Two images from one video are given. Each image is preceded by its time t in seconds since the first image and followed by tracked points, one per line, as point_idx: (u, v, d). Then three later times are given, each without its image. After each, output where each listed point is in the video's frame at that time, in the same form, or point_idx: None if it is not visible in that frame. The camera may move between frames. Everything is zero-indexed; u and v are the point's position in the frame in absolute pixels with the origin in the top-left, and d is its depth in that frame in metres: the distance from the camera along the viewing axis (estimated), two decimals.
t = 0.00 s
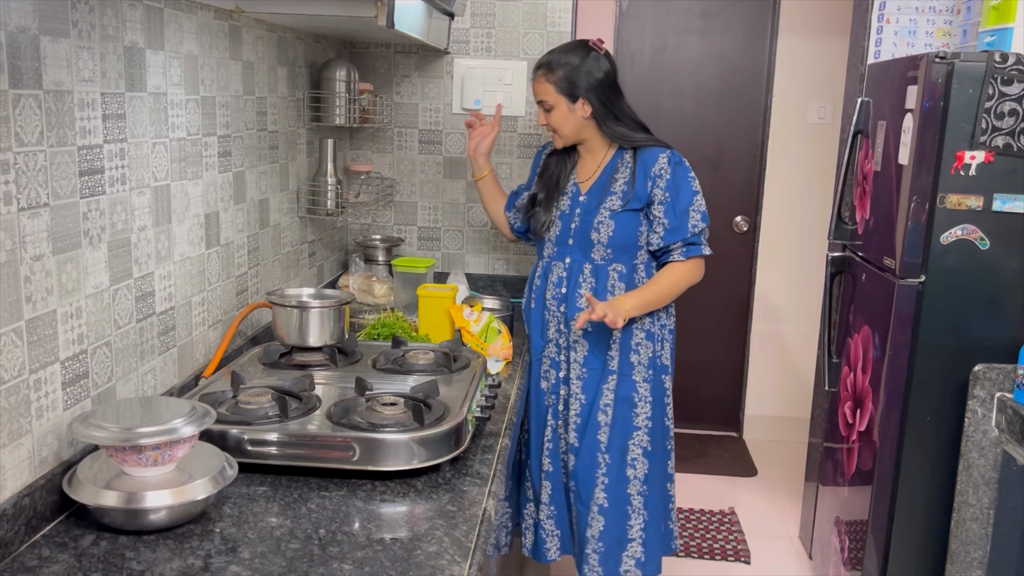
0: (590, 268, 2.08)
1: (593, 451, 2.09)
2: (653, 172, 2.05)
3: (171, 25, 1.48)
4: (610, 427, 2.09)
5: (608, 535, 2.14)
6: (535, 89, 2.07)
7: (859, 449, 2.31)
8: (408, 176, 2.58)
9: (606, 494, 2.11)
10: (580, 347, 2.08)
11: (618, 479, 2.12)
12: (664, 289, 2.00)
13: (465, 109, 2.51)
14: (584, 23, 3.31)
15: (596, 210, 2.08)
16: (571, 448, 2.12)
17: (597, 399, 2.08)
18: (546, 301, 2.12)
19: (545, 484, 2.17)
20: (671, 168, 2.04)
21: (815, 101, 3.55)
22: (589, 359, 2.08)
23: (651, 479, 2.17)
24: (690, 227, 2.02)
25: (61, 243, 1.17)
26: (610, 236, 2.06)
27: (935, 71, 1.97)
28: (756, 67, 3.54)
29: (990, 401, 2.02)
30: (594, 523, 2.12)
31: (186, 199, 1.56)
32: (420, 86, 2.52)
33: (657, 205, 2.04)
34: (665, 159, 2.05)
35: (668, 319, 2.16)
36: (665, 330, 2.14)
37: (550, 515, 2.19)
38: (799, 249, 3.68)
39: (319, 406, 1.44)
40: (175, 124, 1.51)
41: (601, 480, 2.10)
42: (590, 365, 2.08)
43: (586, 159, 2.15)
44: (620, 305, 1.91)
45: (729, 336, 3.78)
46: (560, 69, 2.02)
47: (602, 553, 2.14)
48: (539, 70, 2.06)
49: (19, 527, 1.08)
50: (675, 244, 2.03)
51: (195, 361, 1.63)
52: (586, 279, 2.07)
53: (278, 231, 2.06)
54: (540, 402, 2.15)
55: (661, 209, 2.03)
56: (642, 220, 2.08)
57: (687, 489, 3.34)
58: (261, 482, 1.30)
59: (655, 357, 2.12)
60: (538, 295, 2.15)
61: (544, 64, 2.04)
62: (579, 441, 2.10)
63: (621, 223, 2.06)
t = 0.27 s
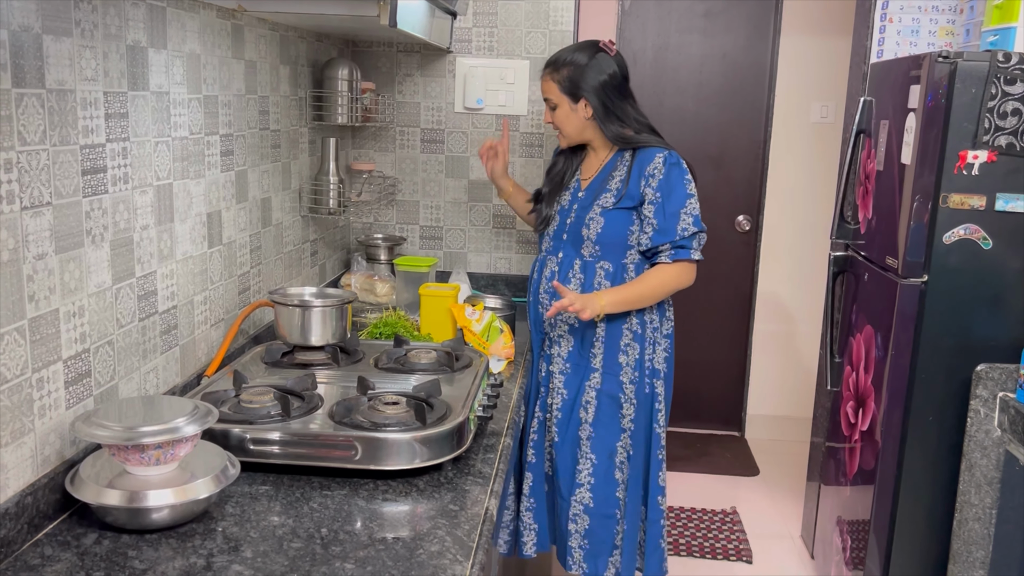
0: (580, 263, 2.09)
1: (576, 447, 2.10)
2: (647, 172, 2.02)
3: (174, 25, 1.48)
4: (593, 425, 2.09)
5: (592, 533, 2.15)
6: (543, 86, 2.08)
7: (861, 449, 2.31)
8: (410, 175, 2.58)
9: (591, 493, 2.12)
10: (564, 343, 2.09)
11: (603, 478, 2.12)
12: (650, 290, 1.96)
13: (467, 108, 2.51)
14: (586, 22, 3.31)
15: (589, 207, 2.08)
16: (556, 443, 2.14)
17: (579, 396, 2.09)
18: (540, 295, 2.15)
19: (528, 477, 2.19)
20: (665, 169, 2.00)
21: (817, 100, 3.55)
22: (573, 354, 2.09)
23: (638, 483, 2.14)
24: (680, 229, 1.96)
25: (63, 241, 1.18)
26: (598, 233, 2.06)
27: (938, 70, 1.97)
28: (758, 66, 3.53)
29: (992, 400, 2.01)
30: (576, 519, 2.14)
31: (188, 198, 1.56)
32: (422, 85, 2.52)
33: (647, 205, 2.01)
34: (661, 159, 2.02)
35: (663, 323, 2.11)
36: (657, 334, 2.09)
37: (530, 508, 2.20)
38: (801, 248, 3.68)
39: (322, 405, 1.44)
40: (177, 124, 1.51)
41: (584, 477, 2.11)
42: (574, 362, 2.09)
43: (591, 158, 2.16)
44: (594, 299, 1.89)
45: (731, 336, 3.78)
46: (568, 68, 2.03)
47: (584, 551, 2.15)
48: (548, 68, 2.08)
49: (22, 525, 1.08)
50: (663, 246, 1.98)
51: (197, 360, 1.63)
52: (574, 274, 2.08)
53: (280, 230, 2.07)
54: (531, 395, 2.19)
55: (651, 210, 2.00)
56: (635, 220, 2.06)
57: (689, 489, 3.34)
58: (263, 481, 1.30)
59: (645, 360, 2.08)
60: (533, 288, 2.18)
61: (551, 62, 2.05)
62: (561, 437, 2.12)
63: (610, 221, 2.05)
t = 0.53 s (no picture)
0: (573, 261, 2.10)
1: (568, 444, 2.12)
2: (640, 170, 2.02)
3: (175, 23, 1.48)
4: (585, 423, 2.10)
5: (585, 530, 2.16)
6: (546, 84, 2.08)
7: (862, 448, 2.31)
8: (411, 174, 2.58)
9: (583, 490, 2.13)
10: (557, 339, 2.11)
11: (595, 477, 2.12)
12: (641, 290, 1.95)
13: (469, 106, 2.51)
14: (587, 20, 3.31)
15: (583, 205, 2.08)
16: (550, 439, 2.16)
17: (570, 392, 2.10)
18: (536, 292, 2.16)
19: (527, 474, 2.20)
20: (658, 167, 2.00)
21: (819, 99, 3.54)
22: (565, 351, 2.11)
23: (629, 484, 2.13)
24: (671, 229, 1.95)
25: (65, 240, 1.18)
26: (591, 230, 2.06)
27: (940, 69, 1.97)
28: (760, 65, 3.53)
29: (994, 400, 2.01)
30: (570, 515, 2.16)
31: (190, 197, 1.56)
32: (424, 84, 2.52)
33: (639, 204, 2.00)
34: (655, 158, 2.01)
35: (658, 323, 2.09)
36: (651, 334, 2.08)
37: (530, 506, 2.20)
38: (802, 247, 3.67)
39: (323, 404, 1.44)
40: (179, 122, 1.51)
41: (576, 475, 2.12)
42: (566, 358, 2.11)
43: (590, 156, 2.17)
44: (583, 297, 1.89)
45: (732, 334, 3.78)
46: (569, 66, 2.03)
47: (579, 547, 2.17)
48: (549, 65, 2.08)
49: (24, 523, 1.09)
50: (655, 245, 1.97)
51: (199, 359, 1.63)
52: (567, 271, 2.09)
53: (282, 229, 2.07)
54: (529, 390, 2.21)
55: (643, 209, 1.99)
56: (628, 218, 2.05)
57: (690, 488, 3.34)
58: (265, 480, 1.31)
59: (637, 360, 2.07)
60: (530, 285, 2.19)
61: (553, 59, 2.06)
62: (555, 432, 2.14)
63: (602, 218, 2.05)
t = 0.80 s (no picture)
0: (573, 259, 2.10)
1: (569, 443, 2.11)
2: (641, 168, 2.01)
3: (177, 21, 1.48)
4: (586, 421, 2.09)
5: (586, 529, 2.16)
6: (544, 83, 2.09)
7: (864, 446, 2.31)
8: (413, 172, 2.58)
9: (584, 489, 2.13)
10: (558, 337, 2.11)
11: (595, 475, 2.12)
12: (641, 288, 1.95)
13: (470, 105, 2.51)
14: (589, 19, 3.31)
15: (583, 203, 2.08)
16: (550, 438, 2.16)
17: (571, 391, 2.10)
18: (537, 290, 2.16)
19: (529, 472, 2.20)
20: (658, 165, 1.99)
21: (820, 98, 3.54)
22: (566, 349, 2.11)
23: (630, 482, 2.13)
24: (670, 226, 1.95)
25: (67, 238, 1.18)
26: (591, 228, 2.05)
27: (942, 67, 1.97)
28: (761, 63, 3.53)
29: (996, 398, 2.00)
30: (570, 514, 2.15)
31: (191, 195, 1.56)
32: (425, 82, 2.52)
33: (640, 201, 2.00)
34: (655, 155, 2.00)
35: (658, 321, 2.10)
36: (652, 332, 2.08)
37: (532, 504, 2.20)
38: (804, 246, 3.67)
39: (324, 402, 1.44)
40: (180, 120, 1.51)
41: (577, 473, 2.12)
42: (567, 356, 2.11)
43: (589, 154, 2.16)
44: (582, 294, 1.90)
45: (733, 333, 3.78)
46: (566, 63, 2.03)
47: (579, 545, 2.17)
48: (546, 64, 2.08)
49: (25, 522, 1.09)
50: (654, 242, 1.97)
51: (200, 357, 1.63)
52: (567, 269, 2.09)
53: (283, 227, 2.07)
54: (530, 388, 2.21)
55: (643, 207, 1.99)
56: (628, 216, 2.05)
57: (691, 486, 3.34)
58: (266, 477, 1.31)
59: (638, 358, 2.07)
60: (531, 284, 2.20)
61: (551, 58, 2.06)
62: (555, 431, 2.14)
63: (602, 216, 2.04)
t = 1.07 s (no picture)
0: (575, 258, 2.09)
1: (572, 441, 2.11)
2: (642, 165, 2.01)
3: (177, 19, 1.47)
4: (589, 420, 2.09)
5: (588, 528, 2.16)
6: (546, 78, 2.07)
7: (865, 445, 2.31)
8: (413, 170, 2.58)
9: (587, 487, 2.12)
10: (560, 336, 2.10)
11: (598, 473, 2.12)
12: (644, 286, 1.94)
13: (471, 103, 2.51)
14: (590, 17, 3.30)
15: (584, 201, 2.08)
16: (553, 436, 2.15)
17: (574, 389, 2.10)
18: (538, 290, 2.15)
19: (531, 471, 2.19)
20: (660, 161, 1.99)
21: (822, 96, 3.54)
22: (569, 347, 2.11)
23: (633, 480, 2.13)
24: (674, 223, 1.95)
25: (67, 236, 1.18)
26: (593, 226, 2.04)
27: (943, 65, 1.97)
28: (763, 62, 3.53)
29: (997, 397, 2.00)
30: (572, 513, 2.15)
31: (192, 193, 1.56)
32: (426, 81, 2.52)
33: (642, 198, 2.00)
34: (656, 152, 2.00)
35: (660, 319, 2.11)
36: (654, 329, 2.09)
37: (535, 503, 2.20)
38: (805, 244, 3.67)
39: (325, 400, 1.44)
40: (180, 119, 1.50)
41: (579, 471, 2.12)
42: (570, 355, 2.11)
43: (589, 151, 2.16)
44: (588, 293, 1.87)
45: (734, 331, 3.78)
46: (570, 56, 2.02)
47: (581, 544, 2.17)
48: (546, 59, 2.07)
49: (26, 519, 1.09)
50: (658, 239, 1.97)
51: (201, 355, 1.63)
52: (570, 268, 2.08)
53: (284, 225, 2.07)
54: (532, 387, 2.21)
55: (645, 204, 1.99)
56: (630, 214, 2.05)
57: (692, 484, 3.34)
58: (267, 476, 1.31)
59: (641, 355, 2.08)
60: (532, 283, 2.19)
61: (556, 52, 2.05)
62: (557, 429, 2.14)
63: (604, 214, 2.04)
